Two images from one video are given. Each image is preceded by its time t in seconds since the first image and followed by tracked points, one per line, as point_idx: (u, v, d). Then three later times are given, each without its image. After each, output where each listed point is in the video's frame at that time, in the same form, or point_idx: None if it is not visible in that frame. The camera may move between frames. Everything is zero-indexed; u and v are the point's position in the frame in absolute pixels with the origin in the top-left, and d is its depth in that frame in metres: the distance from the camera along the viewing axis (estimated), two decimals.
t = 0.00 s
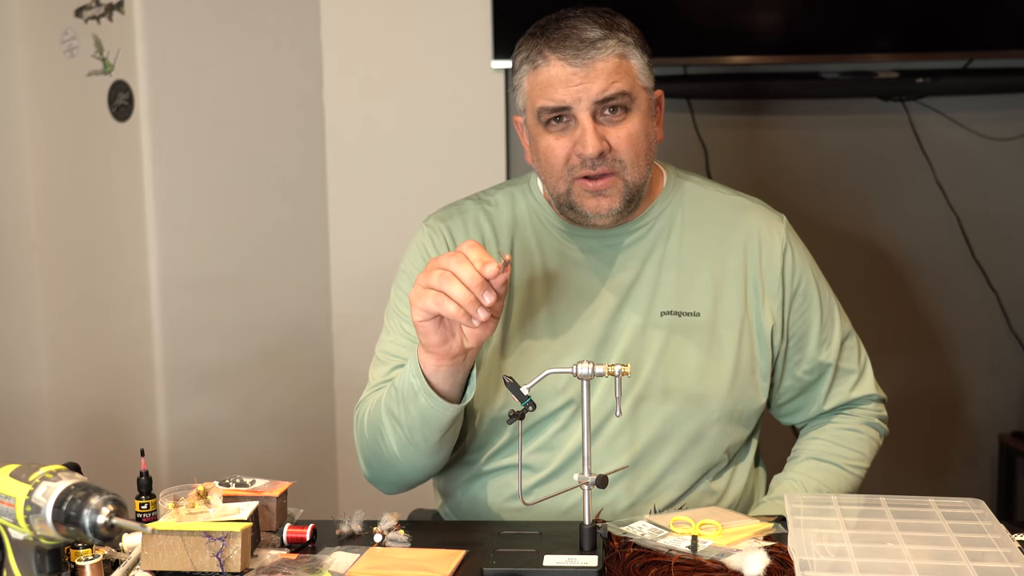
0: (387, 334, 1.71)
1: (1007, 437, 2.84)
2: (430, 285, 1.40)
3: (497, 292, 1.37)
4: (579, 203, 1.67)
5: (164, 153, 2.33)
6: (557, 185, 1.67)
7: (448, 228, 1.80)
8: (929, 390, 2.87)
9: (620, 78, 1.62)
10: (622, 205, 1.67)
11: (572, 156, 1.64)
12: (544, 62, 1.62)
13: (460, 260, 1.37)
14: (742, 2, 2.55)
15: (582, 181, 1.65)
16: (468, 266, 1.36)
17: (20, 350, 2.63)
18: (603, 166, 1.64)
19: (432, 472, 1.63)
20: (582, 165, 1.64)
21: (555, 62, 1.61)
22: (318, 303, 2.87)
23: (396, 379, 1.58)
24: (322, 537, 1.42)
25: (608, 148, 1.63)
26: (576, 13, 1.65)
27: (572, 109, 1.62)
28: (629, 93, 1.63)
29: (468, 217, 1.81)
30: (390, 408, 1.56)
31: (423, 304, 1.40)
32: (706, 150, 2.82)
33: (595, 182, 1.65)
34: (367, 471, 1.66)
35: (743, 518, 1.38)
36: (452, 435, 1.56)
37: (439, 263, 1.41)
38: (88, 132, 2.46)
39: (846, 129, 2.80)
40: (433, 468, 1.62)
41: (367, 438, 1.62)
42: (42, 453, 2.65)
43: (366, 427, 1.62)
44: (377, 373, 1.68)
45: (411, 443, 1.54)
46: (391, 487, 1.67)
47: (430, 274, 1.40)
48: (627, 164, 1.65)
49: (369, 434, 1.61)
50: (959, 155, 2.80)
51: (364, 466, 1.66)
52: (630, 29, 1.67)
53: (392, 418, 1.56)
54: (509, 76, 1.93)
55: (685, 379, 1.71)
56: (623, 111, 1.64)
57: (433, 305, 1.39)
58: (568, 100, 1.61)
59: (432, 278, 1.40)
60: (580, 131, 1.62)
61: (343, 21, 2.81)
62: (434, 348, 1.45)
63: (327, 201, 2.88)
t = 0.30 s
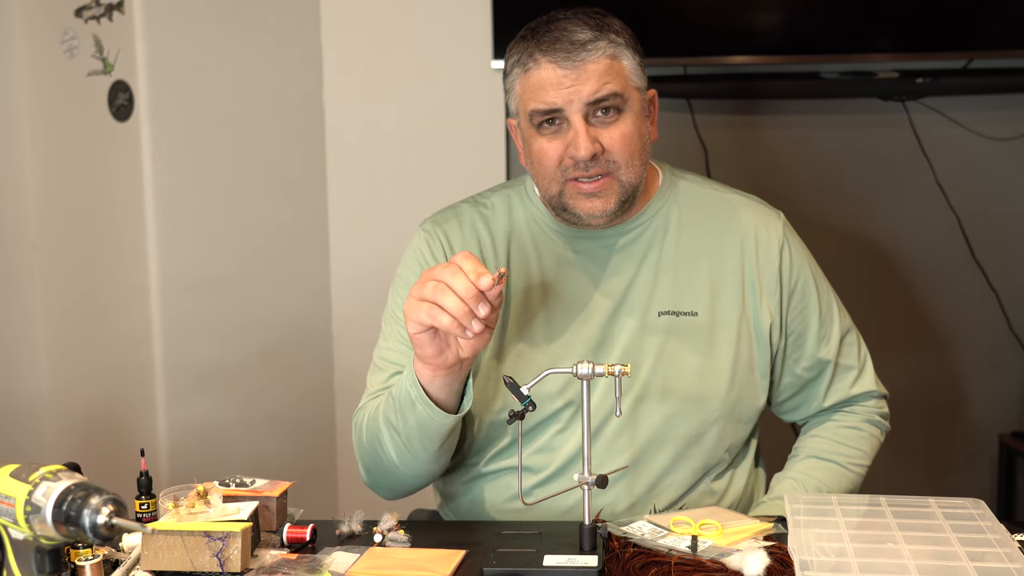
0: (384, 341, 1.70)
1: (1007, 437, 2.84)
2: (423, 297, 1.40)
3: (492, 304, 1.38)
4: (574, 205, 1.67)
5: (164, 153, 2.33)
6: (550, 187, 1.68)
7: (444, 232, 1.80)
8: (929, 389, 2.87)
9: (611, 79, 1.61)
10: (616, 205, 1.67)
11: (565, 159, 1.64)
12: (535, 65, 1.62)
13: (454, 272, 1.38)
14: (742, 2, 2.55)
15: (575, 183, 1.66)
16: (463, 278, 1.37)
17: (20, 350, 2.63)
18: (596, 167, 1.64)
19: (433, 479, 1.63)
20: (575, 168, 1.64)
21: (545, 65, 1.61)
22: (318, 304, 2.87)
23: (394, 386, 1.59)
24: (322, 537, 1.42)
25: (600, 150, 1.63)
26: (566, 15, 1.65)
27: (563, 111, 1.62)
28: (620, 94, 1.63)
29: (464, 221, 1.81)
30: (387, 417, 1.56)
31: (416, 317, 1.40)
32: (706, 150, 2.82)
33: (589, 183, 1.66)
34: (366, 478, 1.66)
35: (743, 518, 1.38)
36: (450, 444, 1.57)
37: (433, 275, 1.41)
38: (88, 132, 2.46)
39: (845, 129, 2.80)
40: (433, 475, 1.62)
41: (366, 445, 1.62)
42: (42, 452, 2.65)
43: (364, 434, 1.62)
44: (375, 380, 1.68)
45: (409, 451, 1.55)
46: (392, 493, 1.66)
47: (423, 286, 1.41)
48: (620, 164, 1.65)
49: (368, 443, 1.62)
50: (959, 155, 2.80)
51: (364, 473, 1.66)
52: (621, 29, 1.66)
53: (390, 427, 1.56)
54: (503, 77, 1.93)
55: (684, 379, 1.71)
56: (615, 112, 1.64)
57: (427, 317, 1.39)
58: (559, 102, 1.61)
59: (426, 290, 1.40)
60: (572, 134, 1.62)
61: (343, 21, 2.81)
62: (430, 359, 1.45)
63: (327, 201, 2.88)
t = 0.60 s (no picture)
0: (381, 341, 1.70)
1: (1007, 437, 2.84)
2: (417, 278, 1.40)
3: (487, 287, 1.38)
4: (570, 206, 1.67)
5: (164, 152, 2.33)
6: (546, 188, 1.68)
7: (441, 233, 1.80)
8: (929, 389, 2.87)
9: (604, 81, 1.61)
10: (611, 206, 1.67)
11: (559, 160, 1.64)
12: (528, 67, 1.62)
13: (451, 254, 1.37)
14: (742, 2, 2.55)
15: (570, 184, 1.66)
16: (461, 257, 1.36)
17: (20, 351, 2.63)
18: (591, 168, 1.64)
19: (432, 470, 1.63)
20: (570, 169, 1.64)
21: (538, 67, 1.61)
22: (318, 303, 2.87)
23: (388, 376, 1.59)
24: (322, 537, 1.42)
25: (595, 151, 1.63)
26: (559, 17, 1.65)
27: (557, 112, 1.62)
28: (614, 95, 1.63)
29: (462, 221, 1.81)
30: (383, 404, 1.57)
31: (409, 297, 1.40)
32: (706, 150, 2.82)
33: (584, 183, 1.66)
34: (365, 476, 1.66)
35: (742, 518, 1.38)
36: (446, 426, 1.57)
37: (427, 256, 1.41)
38: (88, 132, 2.46)
39: (844, 129, 2.80)
40: (433, 466, 1.62)
41: (363, 439, 1.62)
42: (42, 452, 2.65)
43: (361, 428, 1.62)
44: (370, 378, 1.68)
45: (407, 437, 1.55)
46: (391, 490, 1.67)
47: (416, 268, 1.41)
48: (615, 165, 1.65)
49: (365, 437, 1.62)
50: (960, 155, 2.80)
51: (363, 471, 1.66)
52: (614, 29, 1.66)
53: (387, 415, 1.56)
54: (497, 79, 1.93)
55: (683, 379, 1.71)
56: (609, 113, 1.64)
57: (419, 298, 1.39)
58: (553, 103, 1.61)
59: (420, 270, 1.40)
60: (567, 135, 1.62)
61: (343, 21, 2.81)
62: (425, 339, 1.46)
63: (327, 201, 2.88)
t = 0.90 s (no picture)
0: (382, 340, 1.70)
1: (1007, 437, 2.84)
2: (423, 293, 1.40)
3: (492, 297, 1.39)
4: (570, 205, 1.68)
5: (164, 152, 2.33)
6: (546, 187, 1.68)
7: (443, 232, 1.79)
8: (929, 389, 2.87)
9: (605, 81, 1.61)
10: (611, 207, 1.68)
11: (560, 159, 1.64)
12: (529, 66, 1.61)
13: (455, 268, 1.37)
14: (743, 2, 2.55)
15: (571, 183, 1.66)
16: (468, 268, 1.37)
17: (20, 351, 2.63)
18: (591, 168, 1.64)
19: (432, 471, 1.63)
20: (570, 168, 1.64)
21: (539, 66, 1.60)
22: (318, 303, 2.87)
23: (388, 377, 1.59)
24: (322, 537, 1.42)
25: (595, 151, 1.63)
26: (560, 16, 1.65)
27: (557, 112, 1.62)
28: (615, 95, 1.63)
29: (463, 221, 1.81)
30: (383, 406, 1.57)
31: (416, 316, 1.40)
32: (706, 150, 2.82)
33: (584, 184, 1.66)
34: (366, 475, 1.66)
35: (742, 518, 1.38)
36: (445, 429, 1.57)
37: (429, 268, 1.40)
38: (88, 132, 2.46)
39: (844, 129, 2.80)
40: (432, 465, 1.62)
41: (363, 440, 1.63)
42: (42, 452, 2.65)
43: (361, 429, 1.63)
44: (370, 377, 1.68)
45: (406, 440, 1.55)
46: (391, 489, 1.67)
47: (420, 283, 1.40)
48: (615, 165, 1.65)
49: (365, 438, 1.62)
50: (959, 155, 2.80)
51: (363, 470, 1.66)
52: (616, 29, 1.66)
53: (387, 418, 1.57)
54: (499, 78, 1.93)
55: (684, 378, 1.71)
56: (610, 113, 1.64)
57: (429, 315, 1.39)
58: (554, 103, 1.61)
59: (426, 287, 1.39)
60: (567, 134, 1.62)
61: (343, 21, 2.81)
62: (428, 349, 1.46)
63: (327, 201, 2.88)
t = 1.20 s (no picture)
0: (383, 340, 1.70)
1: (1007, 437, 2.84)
2: (420, 312, 1.39)
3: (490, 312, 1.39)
4: (568, 206, 1.68)
5: (164, 152, 2.33)
6: (544, 188, 1.68)
7: (444, 231, 1.79)
8: (929, 389, 2.87)
9: (605, 82, 1.61)
10: (609, 209, 1.68)
11: (558, 160, 1.64)
12: (529, 66, 1.61)
13: (452, 284, 1.36)
14: (743, 2, 2.55)
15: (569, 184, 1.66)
16: (462, 288, 1.36)
17: (19, 351, 2.63)
18: (589, 170, 1.64)
19: (432, 472, 1.63)
20: (568, 169, 1.64)
21: (540, 66, 1.60)
22: (318, 303, 2.87)
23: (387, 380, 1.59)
24: (322, 537, 1.42)
25: (593, 152, 1.63)
26: (563, 16, 1.64)
27: (557, 113, 1.61)
28: (614, 97, 1.63)
29: (464, 220, 1.81)
30: (383, 410, 1.57)
31: (413, 334, 1.40)
32: (706, 150, 2.82)
33: (583, 185, 1.66)
34: (366, 476, 1.66)
35: (742, 518, 1.38)
36: (445, 432, 1.58)
37: (424, 286, 1.39)
38: (88, 132, 2.46)
39: (844, 129, 2.80)
40: (432, 467, 1.62)
41: (363, 442, 1.63)
42: (42, 453, 2.65)
43: (361, 431, 1.63)
44: (371, 378, 1.68)
45: (407, 444, 1.55)
46: (392, 490, 1.67)
47: (415, 301, 1.39)
48: (614, 167, 1.65)
49: (365, 440, 1.62)
50: (960, 155, 2.80)
51: (363, 471, 1.66)
52: (617, 30, 1.66)
53: (386, 421, 1.57)
54: (501, 76, 1.93)
55: (684, 378, 1.71)
56: (609, 115, 1.63)
57: (425, 333, 1.39)
58: (553, 104, 1.61)
59: (421, 305, 1.39)
60: (565, 136, 1.62)
61: (343, 21, 2.81)
62: (426, 360, 1.46)
63: (327, 201, 2.88)
